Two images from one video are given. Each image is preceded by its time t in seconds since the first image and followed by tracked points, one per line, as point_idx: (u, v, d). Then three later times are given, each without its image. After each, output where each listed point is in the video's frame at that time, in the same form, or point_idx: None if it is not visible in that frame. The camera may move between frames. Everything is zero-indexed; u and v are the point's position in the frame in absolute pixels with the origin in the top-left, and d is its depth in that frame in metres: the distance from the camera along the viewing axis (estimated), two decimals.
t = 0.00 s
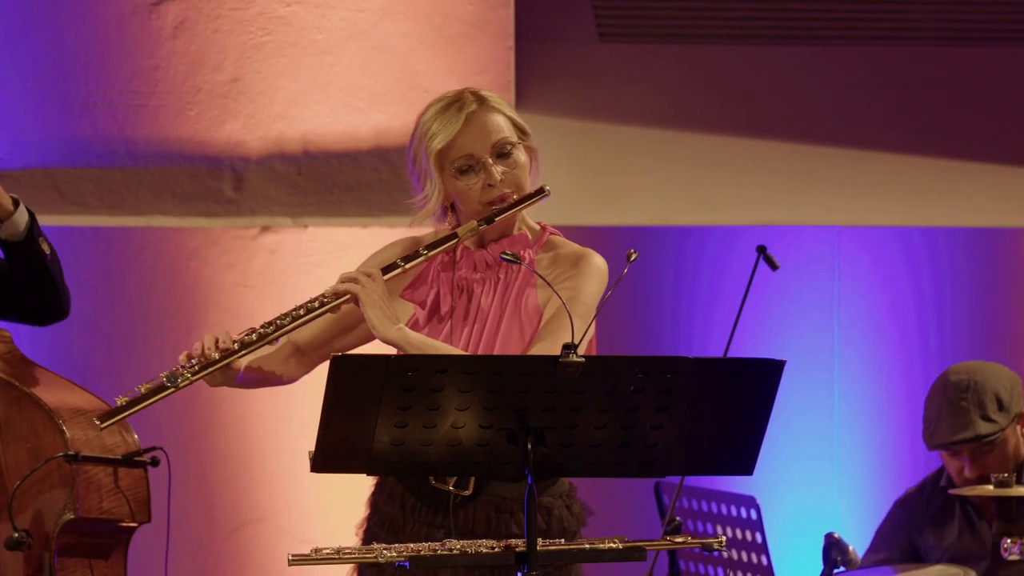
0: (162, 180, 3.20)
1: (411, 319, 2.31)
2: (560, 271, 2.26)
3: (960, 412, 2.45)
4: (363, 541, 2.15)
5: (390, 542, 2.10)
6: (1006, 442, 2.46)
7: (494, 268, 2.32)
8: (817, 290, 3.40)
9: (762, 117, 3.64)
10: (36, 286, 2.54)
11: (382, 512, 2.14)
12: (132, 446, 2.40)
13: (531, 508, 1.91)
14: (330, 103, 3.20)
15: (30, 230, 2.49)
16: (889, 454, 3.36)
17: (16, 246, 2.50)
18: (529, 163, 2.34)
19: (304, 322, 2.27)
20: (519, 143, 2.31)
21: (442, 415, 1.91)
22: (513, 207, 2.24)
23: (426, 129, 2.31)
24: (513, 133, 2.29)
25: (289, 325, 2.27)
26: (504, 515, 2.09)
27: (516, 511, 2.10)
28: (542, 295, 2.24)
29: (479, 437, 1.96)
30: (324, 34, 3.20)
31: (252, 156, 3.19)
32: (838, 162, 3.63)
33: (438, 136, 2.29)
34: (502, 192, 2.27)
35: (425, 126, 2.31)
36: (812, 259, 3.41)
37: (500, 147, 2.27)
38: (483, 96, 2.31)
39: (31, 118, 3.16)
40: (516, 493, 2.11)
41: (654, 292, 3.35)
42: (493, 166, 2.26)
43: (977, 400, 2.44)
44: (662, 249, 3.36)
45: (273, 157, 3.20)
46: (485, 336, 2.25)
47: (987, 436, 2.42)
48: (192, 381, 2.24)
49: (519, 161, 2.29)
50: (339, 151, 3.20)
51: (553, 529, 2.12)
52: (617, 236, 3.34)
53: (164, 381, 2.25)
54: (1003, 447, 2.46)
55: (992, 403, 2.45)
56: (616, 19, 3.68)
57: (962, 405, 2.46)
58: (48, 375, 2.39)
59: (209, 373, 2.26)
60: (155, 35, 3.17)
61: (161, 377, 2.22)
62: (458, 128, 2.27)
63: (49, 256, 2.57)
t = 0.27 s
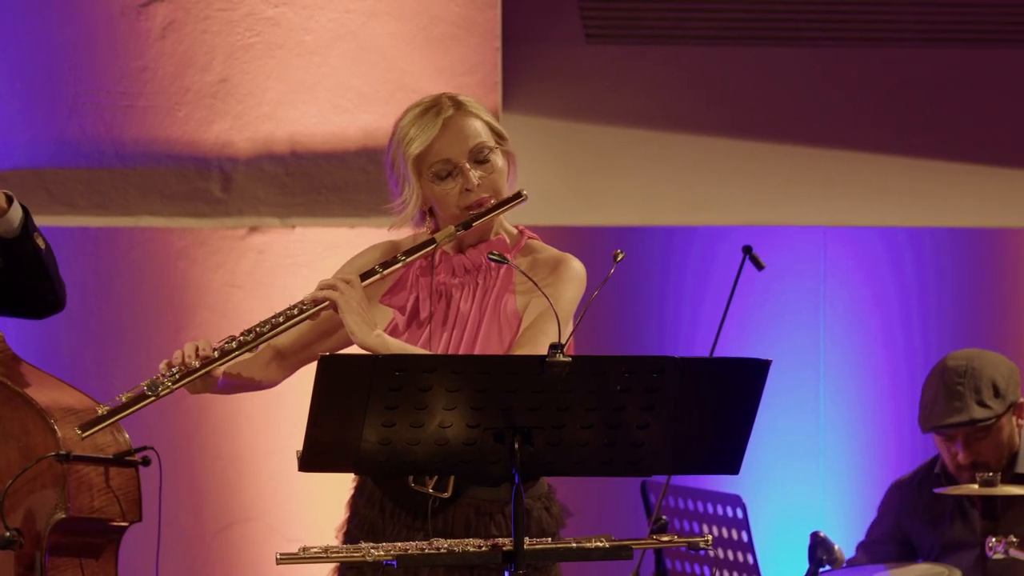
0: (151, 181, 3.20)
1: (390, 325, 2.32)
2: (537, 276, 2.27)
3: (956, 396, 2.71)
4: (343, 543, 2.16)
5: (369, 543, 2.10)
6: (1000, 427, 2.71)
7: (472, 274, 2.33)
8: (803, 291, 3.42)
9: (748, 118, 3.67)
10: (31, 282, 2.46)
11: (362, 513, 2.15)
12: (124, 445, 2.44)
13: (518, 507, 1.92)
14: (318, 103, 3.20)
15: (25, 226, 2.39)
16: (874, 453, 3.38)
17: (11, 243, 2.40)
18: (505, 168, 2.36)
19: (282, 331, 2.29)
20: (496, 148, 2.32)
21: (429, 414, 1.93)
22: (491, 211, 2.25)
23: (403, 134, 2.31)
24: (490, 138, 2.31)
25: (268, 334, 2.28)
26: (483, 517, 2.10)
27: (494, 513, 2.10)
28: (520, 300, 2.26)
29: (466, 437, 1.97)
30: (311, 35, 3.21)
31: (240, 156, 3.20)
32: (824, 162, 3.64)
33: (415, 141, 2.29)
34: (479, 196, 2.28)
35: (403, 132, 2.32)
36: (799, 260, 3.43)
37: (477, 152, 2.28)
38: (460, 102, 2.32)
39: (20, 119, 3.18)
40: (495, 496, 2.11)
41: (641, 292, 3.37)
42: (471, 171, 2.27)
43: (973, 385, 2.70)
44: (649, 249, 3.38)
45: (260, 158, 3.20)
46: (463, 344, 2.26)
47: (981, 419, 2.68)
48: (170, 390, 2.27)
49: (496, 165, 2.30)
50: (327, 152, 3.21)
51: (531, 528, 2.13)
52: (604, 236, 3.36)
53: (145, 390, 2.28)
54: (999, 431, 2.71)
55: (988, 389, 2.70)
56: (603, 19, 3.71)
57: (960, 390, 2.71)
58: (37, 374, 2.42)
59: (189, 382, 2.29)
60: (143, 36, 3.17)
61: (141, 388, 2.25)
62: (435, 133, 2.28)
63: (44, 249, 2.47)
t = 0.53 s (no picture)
0: (141, 181, 3.21)
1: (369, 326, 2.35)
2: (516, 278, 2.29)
3: (948, 390, 2.74)
4: (323, 542, 2.17)
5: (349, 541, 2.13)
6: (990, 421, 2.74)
7: (450, 275, 2.36)
8: (790, 290, 3.44)
9: (735, 119, 3.69)
10: (28, 277, 2.49)
11: (342, 513, 2.17)
12: (117, 444, 2.53)
13: (506, 506, 1.92)
14: (307, 104, 3.21)
15: (22, 221, 2.41)
16: (861, 451, 3.41)
17: (8, 237, 2.42)
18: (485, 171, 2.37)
19: (261, 328, 2.30)
20: (476, 151, 2.34)
21: (419, 413, 1.94)
22: (471, 214, 2.24)
23: (384, 136, 2.33)
24: (470, 141, 2.32)
25: (248, 331, 2.30)
26: (463, 517, 2.11)
27: (474, 513, 2.12)
28: (500, 300, 2.27)
29: (455, 436, 1.99)
30: (301, 36, 3.22)
31: (230, 157, 3.21)
32: (812, 162, 3.66)
33: (395, 143, 2.31)
34: (459, 198, 2.29)
35: (383, 134, 2.34)
36: (786, 260, 3.46)
37: (457, 154, 2.30)
38: (441, 105, 2.34)
39: (11, 120, 3.19)
40: (474, 497, 2.12)
41: (630, 291, 3.39)
42: (450, 173, 2.29)
43: (965, 380, 2.73)
44: (636, 249, 3.41)
45: (250, 158, 3.21)
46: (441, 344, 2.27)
47: (972, 414, 2.70)
48: (150, 386, 2.27)
49: (475, 168, 2.32)
50: (316, 152, 3.22)
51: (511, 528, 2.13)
52: (592, 236, 3.38)
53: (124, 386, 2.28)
54: (989, 426, 2.75)
55: (980, 384, 2.73)
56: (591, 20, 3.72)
57: (952, 384, 2.75)
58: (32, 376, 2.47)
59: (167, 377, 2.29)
60: (134, 37, 3.18)
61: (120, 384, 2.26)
62: (416, 135, 2.30)
63: (40, 244, 2.50)
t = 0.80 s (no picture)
0: (133, 181, 3.21)
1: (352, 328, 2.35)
2: (499, 280, 2.30)
3: (929, 392, 2.76)
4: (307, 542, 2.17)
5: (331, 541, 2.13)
6: (972, 423, 2.76)
7: (434, 278, 2.36)
8: (780, 290, 3.46)
9: (725, 119, 3.71)
10: (24, 275, 2.50)
11: (325, 514, 2.16)
12: (110, 443, 2.54)
13: (497, 504, 1.93)
14: (299, 104, 3.21)
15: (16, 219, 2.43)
16: (849, 449, 3.43)
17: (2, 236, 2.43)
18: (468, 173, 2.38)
19: (245, 330, 2.30)
20: (459, 153, 2.35)
21: (409, 412, 1.95)
22: (453, 216, 2.26)
23: (366, 137, 2.34)
24: (453, 142, 2.33)
25: (233, 333, 2.30)
26: (446, 517, 2.12)
27: (457, 513, 2.12)
28: (483, 303, 2.28)
29: (446, 435, 2.00)
30: (292, 37, 3.22)
31: (221, 157, 3.21)
32: (801, 162, 3.68)
33: (378, 145, 2.31)
34: (442, 199, 2.30)
35: (366, 136, 2.34)
36: (776, 259, 3.47)
37: (440, 156, 2.30)
38: (423, 106, 2.34)
39: (3, 120, 3.18)
40: (457, 496, 2.12)
41: (620, 290, 3.40)
42: (433, 174, 2.29)
43: (946, 381, 2.76)
44: (626, 249, 3.42)
45: (242, 158, 3.22)
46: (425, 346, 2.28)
47: (954, 415, 2.73)
48: (134, 387, 2.30)
49: (458, 169, 2.33)
50: (307, 153, 3.22)
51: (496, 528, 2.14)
52: (583, 237, 3.39)
53: (110, 388, 2.31)
54: (970, 428, 2.77)
55: (960, 386, 2.76)
56: (580, 22, 3.71)
57: (933, 386, 2.77)
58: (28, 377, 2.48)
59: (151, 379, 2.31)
60: (126, 38, 3.18)
61: (105, 386, 2.30)
62: (399, 137, 2.30)
63: (35, 242, 2.51)
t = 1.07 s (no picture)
0: (124, 181, 3.22)
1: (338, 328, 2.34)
2: (485, 279, 2.31)
3: (897, 398, 2.87)
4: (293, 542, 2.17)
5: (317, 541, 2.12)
6: (942, 427, 2.84)
7: (420, 279, 2.35)
8: (770, 291, 3.47)
9: (716, 120, 3.72)
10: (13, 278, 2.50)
11: (311, 514, 2.16)
12: (101, 443, 2.54)
13: (488, 503, 1.93)
14: (290, 104, 3.21)
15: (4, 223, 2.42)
16: (839, 450, 3.43)
17: None
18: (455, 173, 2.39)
19: (230, 327, 2.30)
20: (445, 152, 2.35)
21: (400, 412, 1.95)
22: (440, 214, 2.26)
23: (353, 136, 2.34)
24: (440, 142, 2.33)
25: (218, 330, 2.29)
26: (432, 516, 2.12)
27: (443, 513, 2.12)
28: (469, 302, 2.29)
29: (437, 434, 2.00)
30: (283, 37, 3.22)
31: (212, 157, 3.21)
32: (791, 162, 3.69)
33: (365, 143, 2.32)
34: (428, 198, 2.31)
35: (353, 135, 2.34)
36: (766, 259, 3.48)
37: (426, 155, 2.31)
38: (410, 106, 2.35)
39: None
40: (443, 496, 2.12)
41: (611, 290, 3.41)
42: (419, 173, 2.30)
43: (913, 386, 2.86)
44: (616, 249, 3.43)
45: (233, 158, 3.21)
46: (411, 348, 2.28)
47: (922, 419, 2.82)
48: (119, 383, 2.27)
49: (445, 169, 2.33)
50: (299, 152, 3.22)
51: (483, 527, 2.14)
52: (573, 237, 3.40)
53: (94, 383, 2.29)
54: (941, 431, 2.85)
55: (928, 391, 2.85)
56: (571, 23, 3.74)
57: (901, 393, 2.87)
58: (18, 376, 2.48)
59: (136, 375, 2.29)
60: (117, 38, 3.18)
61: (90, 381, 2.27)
62: (386, 135, 2.30)
63: (26, 246, 2.50)
